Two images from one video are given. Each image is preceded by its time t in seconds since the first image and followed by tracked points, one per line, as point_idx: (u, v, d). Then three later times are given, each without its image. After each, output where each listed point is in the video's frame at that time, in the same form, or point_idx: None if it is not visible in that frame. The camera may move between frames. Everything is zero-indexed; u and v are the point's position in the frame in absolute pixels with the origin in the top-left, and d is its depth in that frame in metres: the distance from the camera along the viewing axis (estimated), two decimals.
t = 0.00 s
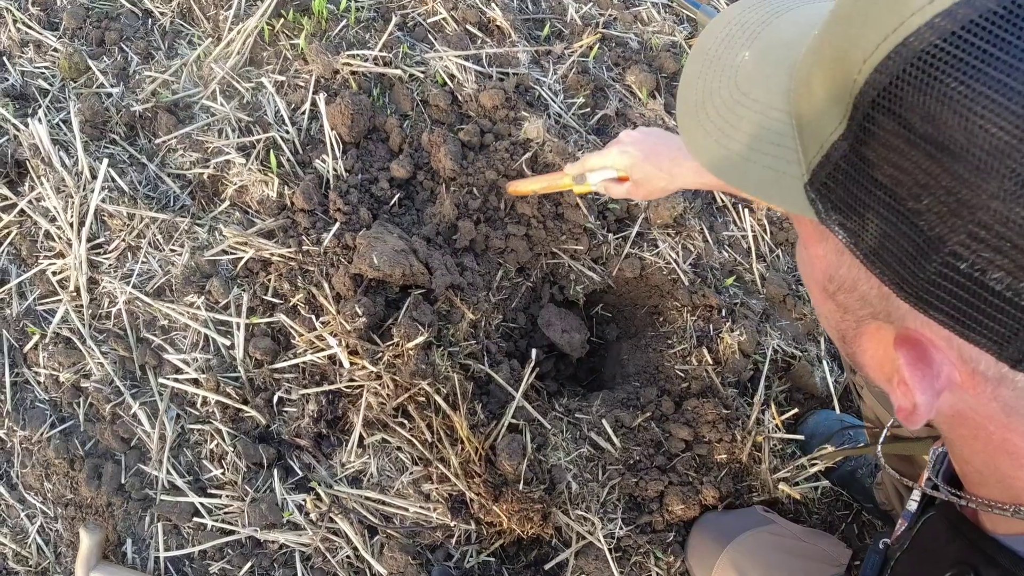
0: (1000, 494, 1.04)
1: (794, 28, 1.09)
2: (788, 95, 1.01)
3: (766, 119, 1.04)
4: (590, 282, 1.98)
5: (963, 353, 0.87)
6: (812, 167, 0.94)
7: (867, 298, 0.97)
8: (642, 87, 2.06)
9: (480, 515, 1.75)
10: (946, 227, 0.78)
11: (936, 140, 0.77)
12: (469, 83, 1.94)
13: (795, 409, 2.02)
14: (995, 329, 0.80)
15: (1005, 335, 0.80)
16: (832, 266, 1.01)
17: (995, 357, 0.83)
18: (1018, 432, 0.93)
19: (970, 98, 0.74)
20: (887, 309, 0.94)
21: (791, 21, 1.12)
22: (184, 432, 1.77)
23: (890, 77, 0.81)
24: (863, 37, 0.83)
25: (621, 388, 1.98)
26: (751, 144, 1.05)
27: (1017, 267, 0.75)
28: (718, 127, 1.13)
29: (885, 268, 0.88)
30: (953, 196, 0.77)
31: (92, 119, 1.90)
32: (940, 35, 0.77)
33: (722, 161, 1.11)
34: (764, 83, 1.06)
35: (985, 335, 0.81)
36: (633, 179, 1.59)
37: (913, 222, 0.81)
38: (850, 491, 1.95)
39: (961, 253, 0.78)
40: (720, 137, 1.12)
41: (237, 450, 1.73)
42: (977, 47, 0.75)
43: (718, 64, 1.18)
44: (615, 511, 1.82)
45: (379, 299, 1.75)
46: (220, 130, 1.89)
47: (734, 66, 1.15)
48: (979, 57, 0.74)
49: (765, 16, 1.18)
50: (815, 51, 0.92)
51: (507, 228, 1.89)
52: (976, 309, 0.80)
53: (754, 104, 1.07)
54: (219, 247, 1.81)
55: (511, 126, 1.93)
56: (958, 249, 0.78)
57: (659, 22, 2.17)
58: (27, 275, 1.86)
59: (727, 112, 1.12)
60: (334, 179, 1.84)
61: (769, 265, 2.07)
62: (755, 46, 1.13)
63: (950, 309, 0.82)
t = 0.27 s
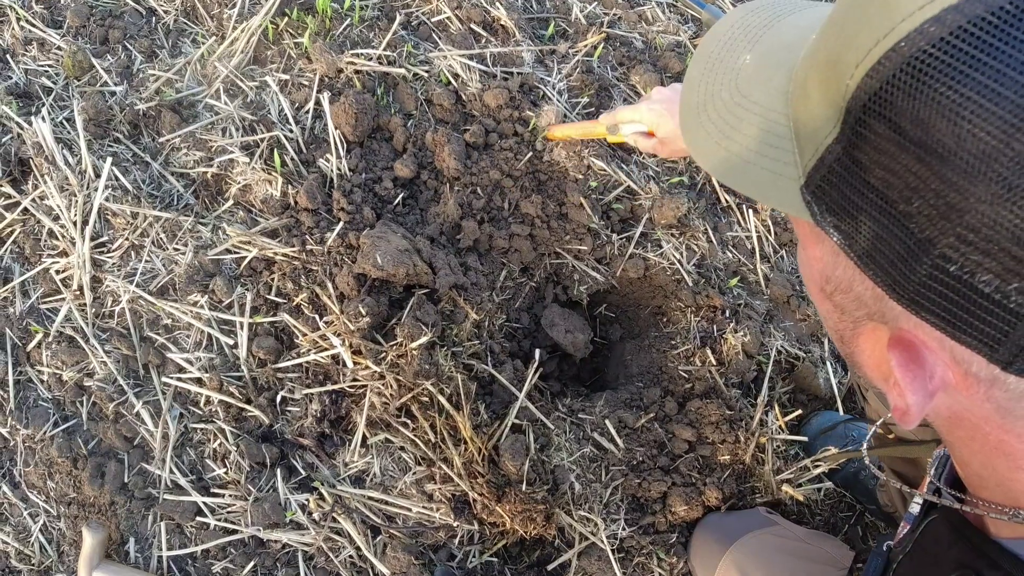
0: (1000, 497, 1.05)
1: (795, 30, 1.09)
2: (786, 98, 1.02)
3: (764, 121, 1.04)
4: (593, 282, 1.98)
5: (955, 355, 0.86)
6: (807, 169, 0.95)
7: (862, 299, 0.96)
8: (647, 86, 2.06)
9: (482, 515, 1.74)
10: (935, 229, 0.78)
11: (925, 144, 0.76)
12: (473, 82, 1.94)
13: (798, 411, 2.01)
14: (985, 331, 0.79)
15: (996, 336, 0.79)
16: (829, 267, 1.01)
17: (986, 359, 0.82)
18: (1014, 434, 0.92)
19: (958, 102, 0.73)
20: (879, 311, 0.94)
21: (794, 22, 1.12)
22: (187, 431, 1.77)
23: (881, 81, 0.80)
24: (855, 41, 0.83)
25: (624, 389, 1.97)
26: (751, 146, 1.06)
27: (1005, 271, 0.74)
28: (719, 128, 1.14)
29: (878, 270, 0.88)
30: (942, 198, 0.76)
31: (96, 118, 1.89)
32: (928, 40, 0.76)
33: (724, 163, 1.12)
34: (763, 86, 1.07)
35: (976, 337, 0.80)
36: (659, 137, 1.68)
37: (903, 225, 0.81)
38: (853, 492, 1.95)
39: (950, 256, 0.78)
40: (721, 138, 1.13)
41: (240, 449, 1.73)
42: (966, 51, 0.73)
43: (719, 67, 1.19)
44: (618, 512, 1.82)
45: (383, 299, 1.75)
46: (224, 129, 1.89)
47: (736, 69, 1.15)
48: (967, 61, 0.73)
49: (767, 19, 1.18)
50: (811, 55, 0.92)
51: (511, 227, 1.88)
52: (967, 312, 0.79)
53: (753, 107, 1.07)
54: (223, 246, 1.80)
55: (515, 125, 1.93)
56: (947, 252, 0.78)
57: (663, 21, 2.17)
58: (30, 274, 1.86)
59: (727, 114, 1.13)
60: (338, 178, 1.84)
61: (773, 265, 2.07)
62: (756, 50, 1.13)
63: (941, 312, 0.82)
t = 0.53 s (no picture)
0: (1006, 498, 1.05)
1: (804, 28, 1.08)
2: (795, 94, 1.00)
3: (772, 120, 1.03)
4: (597, 280, 1.97)
5: (959, 352, 0.85)
6: (815, 165, 0.94)
7: (868, 296, 0.96)
8: (651, 84, 2.05)
9: (485, 513, 1.74)
10: (940, 225, 0.77)
11: (930, 139, 0.76)
12: (477, 79, 1.93)
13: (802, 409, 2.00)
14: (989, 328, 0.78)
15: (1000, 333, 0.78)
16: (835, 263, 1.00)
17: (991, 356, 0.81)
18: (1019, 432, 0.91)
19: (962, 98, 0.73)
20: (884, 307, 0.93)
21: (803, 21, 1.11)
22: (190, 428, 1.77)
23: (886, 77, 0.80)
24: (864, 37, 0.82)
25: (627, 387, 1.97)
26: (758, 145, 1.05)
27: (1009, 266, 0.74)
28: (725, 124, 1.13)
29: (883, 266, 0.87)
30: (947, 194, 0.76)
31: (99, 114, 1.89)
32: (934, 37, 0.76)
33: (729, 158, 1.10)
34: (771, 83, 1.05)
35: (980, 334, 0.79)
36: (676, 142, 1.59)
37: (908, 220, 0.80)
38: (857, 492, 1.94)
39: (954, 251, 0.77)
40: (727, 136, 1.11)
41: (243, 446, 1.72)
42: (971, 49, 0.74)
43: (727, 65, 1.17)
44: (621, 510, 1.81)
45: (386, 296, 1.74)
46: (227, 125, 1.88)
47: (744, 66, 1.14)
48: (973, 59, 0.73)
49: (778, 18, 1.16)
50: (820, 51, 0.91)
51: (514, 225, 1.87)
52: (971, 309, 0.79)
53: (761, 103, 1.06)
54: (225, 243, 1.80)
55: (519, 123, 1.93)
56: (952, 247, 0.77)
57: (668, 19, 2.16)
58: (33, 270, 1.85)
59: (735, 112, 1.11)
60: (342, 175, 1.83)
61: (777, 264, 2.06)
62: (767, 49, 1.11)
63: (946, 309, 0.81)
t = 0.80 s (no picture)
0: (1008, 494, 1.02)
1: (810, 17, 1.08)
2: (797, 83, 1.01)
3: (775, 108, 1.05)
4: (597, 276, 1.96)
5: (954, 337, 0.84)
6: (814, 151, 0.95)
7: (865, 283, 0.95)
8: (652, 80, 2.05)
9: (483, 510, 1.74)
10: (932, 208, 0.76)
11: (922, 122, 0.75)
12: (478, 75, 1.93)
13: (801, 408, 2.00)
14: (981, 313, 0.77)
15: (993, 318, 0.76)
16: (834, 251, 1.00)
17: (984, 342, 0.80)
18: (1020, 425, 0.86)
19: (953, 81, 0.72)
20: (881, 293, 0.92)
21: (810, 9, 1.11)
22: (188, 423, 1.76)
23: (880, 62, 0.79)
24: (858, 24, 0.83)
25: (627, 384, 1.97)
26: (762, 132, 1.06)
27: (1001, 249, 0.72)
28: (732, 113, 1.14)
29: (879, 250, 0.86)
30: (938, 176, 0.74)
31: (98, 108, 1.89)
32: (926, 21, 0.76)
33: (736, 147, 1.12)
34: (775, 71, 1.06)
35: (973, 318, 0.78)
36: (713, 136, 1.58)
37: (902, 203, 0.79)
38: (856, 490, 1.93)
39: (945, 234, 0.76)
40: (733, 125, 1.13)
41: (241, 442, 1.72)
42: (962, 33, 0.73)
43: (734, 57, 1.19)
44: (620, 507, 1.81)
45: (385, 292, 1.73)
46: (226, 120, 1.88)
47: (751, 55, 1.15)
48: (964, 42, 0.72)
49: (783, 9, 1.17)
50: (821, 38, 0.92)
51: (514, 221, 1.87)
52: (964, 294, 0.77)
53: (765, 92, 1.07)
54: (224, 238, 1.79)
55: (519, 119, 1.92)
56: (944, 230, 0.76)
57: (669, 15, 2.15)
58: (31, 264, 1.85)
59: (740, 102, 1.13)
60: (341, 170, 1.82)
61: (778, 261, 2.06)
62: (770, 38, 1.12)
63: (939, 292, 0.80)
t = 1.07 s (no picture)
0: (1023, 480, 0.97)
1: None
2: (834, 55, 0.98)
3: (812, 87, 0.99)
4: (595, 276, 1.96)
5: (982, 305, 0.79)
6: (848, 122, 0.91)
7: (891, 253, 0.90)
8: (651, 81, 2.05)
9: (481, 509, 1.74)
10: (960, 172, 0.75)
11: (952, 88, 0.74)
12: (477, 74, 1.93)
13: (799, 408, 2.00)
14: (1009, 279, 0.75)
15: (1019, 282, 0.75)
16: (860, 221, 0.95)
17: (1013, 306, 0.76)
18: None
19: (984, 47, 0.72)
20: (910, 263, 0.87)
21: None
22: (186, 421, 1.76)
23: (916, 30, 0.78)
24: None
25: (625, 384, 1.97)
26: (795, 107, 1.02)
27: None
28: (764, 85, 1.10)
29: (907, 218, 0.84)
30: (967, 139, 0.73)
31: (97, 106, 1.89)
32: None
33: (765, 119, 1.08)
34: (811, 44, 1.02)
35: (999, 282, 0.76)
36: (744, 165, 1.57)
37: (931, 169, 0.78)
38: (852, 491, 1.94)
39: (972, 195, 0.75)
40: (764, 102, 1.08)
41: (239, 441, 1.72)
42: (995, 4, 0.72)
43: (771, 35, 1.13)
44: (618, 507, 1.81)
45: (384, 291, 1.73)
46: (225, 119, 1.88)
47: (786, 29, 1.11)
48: (998, 11, 0.72)
49: None
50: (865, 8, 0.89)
51: (513, 221, 1.87)
52: (992, 258, 0.76)
53: (799, 64, 1.03)
54: (223, 236, 1.79)
55: (518, 119, 1.92)
56: (971, 193, 0.75)
57: (669, 15, 2.15)
58: (29, 262, 1.85)
59: (775, 79, 1.07)
60: (340, 169, 1.82)
61: (776, 262, 2.06)
62: (811, 17, 1.06)
63: (966, 257, 0.78)
